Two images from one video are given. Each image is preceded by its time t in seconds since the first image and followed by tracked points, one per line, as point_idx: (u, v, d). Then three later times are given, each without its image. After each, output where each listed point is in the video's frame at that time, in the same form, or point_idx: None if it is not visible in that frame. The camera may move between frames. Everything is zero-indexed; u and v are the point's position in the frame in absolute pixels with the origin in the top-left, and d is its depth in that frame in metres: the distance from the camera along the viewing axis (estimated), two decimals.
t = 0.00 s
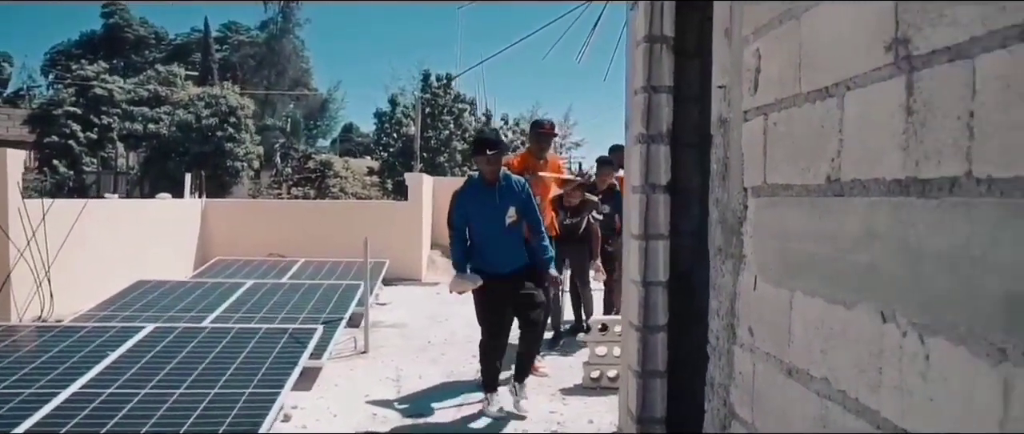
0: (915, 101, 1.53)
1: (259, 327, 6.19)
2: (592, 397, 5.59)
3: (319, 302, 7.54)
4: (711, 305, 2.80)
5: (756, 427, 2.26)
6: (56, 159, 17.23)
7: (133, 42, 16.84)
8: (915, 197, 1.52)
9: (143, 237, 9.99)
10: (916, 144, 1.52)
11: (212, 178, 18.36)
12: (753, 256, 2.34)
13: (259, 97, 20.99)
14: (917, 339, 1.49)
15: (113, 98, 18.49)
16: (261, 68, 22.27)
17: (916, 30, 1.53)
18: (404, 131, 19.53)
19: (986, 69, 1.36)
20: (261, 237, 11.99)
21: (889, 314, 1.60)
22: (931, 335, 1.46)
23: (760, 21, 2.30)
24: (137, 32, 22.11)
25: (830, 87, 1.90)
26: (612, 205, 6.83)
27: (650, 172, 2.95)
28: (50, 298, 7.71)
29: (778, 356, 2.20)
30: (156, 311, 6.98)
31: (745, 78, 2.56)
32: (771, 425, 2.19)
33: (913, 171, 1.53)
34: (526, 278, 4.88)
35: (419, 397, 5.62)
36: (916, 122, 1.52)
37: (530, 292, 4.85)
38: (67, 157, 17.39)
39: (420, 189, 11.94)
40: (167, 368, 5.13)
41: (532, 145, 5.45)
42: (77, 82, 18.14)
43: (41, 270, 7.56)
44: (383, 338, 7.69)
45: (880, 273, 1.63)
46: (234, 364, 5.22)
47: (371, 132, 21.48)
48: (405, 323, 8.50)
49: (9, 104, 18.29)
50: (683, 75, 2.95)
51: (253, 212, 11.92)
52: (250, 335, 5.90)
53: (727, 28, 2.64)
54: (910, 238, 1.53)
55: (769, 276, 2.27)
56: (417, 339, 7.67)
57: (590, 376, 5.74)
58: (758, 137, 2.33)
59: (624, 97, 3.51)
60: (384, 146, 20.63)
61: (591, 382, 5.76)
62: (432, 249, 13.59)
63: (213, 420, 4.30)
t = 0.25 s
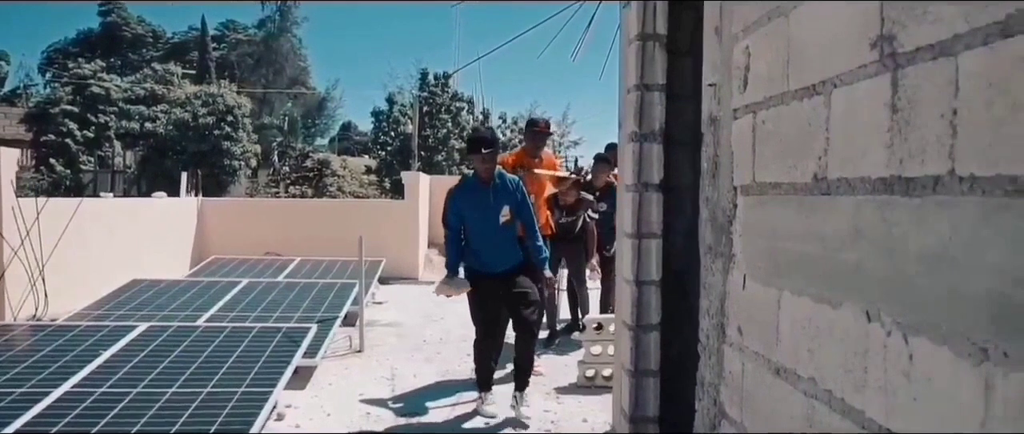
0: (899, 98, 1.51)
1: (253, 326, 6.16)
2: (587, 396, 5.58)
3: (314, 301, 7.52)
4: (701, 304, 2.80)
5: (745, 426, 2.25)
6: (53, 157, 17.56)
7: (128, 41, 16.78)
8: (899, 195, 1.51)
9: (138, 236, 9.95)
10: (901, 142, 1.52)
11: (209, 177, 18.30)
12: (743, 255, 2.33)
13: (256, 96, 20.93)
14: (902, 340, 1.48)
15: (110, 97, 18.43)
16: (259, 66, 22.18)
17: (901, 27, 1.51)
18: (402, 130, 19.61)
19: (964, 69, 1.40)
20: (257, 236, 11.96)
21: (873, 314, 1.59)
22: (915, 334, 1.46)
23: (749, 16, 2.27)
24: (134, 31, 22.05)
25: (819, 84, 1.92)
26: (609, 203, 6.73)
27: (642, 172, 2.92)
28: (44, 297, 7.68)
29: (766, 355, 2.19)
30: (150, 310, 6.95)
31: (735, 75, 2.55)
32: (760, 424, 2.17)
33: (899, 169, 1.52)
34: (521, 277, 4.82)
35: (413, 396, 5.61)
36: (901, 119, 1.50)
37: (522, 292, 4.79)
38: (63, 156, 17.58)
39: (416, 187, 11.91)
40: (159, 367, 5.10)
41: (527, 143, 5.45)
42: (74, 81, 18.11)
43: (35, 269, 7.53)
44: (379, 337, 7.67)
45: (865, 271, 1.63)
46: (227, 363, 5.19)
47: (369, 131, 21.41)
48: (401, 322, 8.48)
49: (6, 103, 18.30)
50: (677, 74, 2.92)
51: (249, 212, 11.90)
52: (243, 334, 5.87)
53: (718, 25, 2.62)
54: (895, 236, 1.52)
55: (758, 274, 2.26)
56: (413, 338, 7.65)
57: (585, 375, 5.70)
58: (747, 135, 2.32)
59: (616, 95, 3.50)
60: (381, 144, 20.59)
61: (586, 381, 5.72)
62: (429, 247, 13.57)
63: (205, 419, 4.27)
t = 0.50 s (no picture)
0: (880, 96, 1.50)
1: (246, 323, 6.14)
2: (581, 394, 5.57)
3: (309, 299, 7.51)
4: (691, 301, 2.79)
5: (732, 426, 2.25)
6: (49, 155, 17.28)
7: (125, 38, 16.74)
8: (880, 192, 1.50)
9: (133, 233, 9.92)
10: (880, 140, 1.51)
11: (206, 174, 18.28)
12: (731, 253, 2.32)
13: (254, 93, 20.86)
14: (882, 339, 1.47)
15: (107, 94, 18.39)
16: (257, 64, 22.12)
17: (882, 23, 1.50)
18: (401, 129, 19.52)
19: (947, 64, 1.35)
20: (254, 233, 11.94)
21: (855, 312, 1.59)
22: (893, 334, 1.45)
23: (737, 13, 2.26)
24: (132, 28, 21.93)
25: (802, 81, 1.89)
26: (604, 200, 6.61)
27: (634, 170, 3.26)
28: (38, 295, 7.64)
29: (752, 354, 2.17)
30: (144, 307, 6.93)
31: (722, 72, 2.53)
32: (746, 423, 2.17)
33: (879, 165, 1.51)
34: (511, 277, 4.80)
35: (407, 394, 5.59)
36: (881, 116, 1.49)
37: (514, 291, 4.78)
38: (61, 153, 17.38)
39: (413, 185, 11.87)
40: (152, 365, 5.08)
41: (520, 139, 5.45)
42: (70, 79, 18.03)
43: (29, 267, 7.49)
44: (374, 335, 7.65)
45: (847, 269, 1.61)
46: (219, 361, 5.17)
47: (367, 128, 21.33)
48: (396, 320, 8.47)
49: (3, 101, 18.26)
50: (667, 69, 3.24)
51: (245, 208, 11.89)
52: (236, 332, 5.86)
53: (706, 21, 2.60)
54: (874, 234, 1.52)
55: (744, 273, 2.25)
56: (408, 336, 7.64)
57: (579, 373, 5.71)
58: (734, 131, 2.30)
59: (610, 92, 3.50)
60: (380, 141, 20.52)
61: (580, 379, 5.74)
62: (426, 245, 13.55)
63: (195, 417, 4.25)
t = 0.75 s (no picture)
0: (867, 93, 1.47)
1: (241, 321, 6.12)
2: (577, 392, 5.57)
3: (306, 297, 7.49)
4: (683, 300, 2.79)
5: (722, 425, 2.25)
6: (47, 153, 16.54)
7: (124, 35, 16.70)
8: (867, 190, 1.49)
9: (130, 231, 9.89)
10: (867, 136, 1.49)
11: (205, 172, 18.35)
12: (723, 250, 2.32)
13: (253, 91, 20.83)
14: (868, 337, 1.46)
15: (105, 92, 18.31)
16: (257, 61, 22.05)
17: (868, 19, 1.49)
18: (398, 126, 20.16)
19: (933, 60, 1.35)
20: (251, 232, 11.90)
21: (841, 311, 1.56)
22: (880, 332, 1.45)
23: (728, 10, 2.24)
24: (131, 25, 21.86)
25: (793, 77, 1.82)
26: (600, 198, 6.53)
27: (630, 168, 3.25)
28: (34, 293, 7.62)
29: (742, 353, 2.17)
30: (140, 306, 6.91)
31: (714, 68, 2.50)
32: (734, 422, 2.16)
33: (865, 163, 1.49)
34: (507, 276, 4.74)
35: (401, 393, 5.57)
36: (868, 113, 1.47)
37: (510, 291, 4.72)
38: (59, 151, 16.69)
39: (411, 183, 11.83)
40: (146, 363, 5.06)
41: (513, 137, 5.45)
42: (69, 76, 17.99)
43: (25, 266, 7.46)
44: (370, 333, 7.63)
45: (834, 267, 1.60)
46: (213, 359, 5.14)
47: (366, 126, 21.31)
48: (393, 318, 8.46)
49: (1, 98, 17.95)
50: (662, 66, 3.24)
51: (242, 206, 11.87)
52: (231, 330, 5.84)
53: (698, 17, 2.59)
54: (861, 231, 1.50)
55: (734, 271, 2.24)
56: (404, 334, 7.62)
57: (575, 371, 5.70)
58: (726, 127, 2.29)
59: (605, 89, 3.50)
60: (379, 139, 20.51)
61: (576, 377, 5.73)
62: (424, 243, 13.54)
63: (188, 416, 4.22)
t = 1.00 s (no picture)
0: (848, 88, 1.45)
1: (236, 318, 6.12)
2: (572, 389, 5.56)
3: (302, 294, 7.48)
4: (673, 297, 2.77)
5: (709, 423, 2.24)
6: (48, 148, 16.71)
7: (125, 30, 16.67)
8: (849, 187, 1.47)
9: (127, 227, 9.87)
10: (850, 132, 1.47)
11: (204, 169, 18.39)
12: (712, 247, 2.30)
13: (254, 87, 20.81)
14: (849, 336, 1.44)
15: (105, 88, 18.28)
16: (258, 57, 22.00)
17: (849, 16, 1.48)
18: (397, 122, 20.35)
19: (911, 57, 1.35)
20: (250, 228, 11.89)
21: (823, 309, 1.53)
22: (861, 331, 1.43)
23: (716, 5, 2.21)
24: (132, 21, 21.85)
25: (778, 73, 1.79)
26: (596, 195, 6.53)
27: (623, 163, 3.25)
28: (31, 289, 7.62)
29: (729, 351, 2.15)
30: (137, 302, 6.90)
31: (703, 64, 2.48)
32: (722, 420, 2.15)
33: (847, 159, 1.47)
34: (503, 274, 4.71)
35: (396, 390, 5.57)
36: (850, 109, 1.45)
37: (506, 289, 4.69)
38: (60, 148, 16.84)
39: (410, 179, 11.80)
40: (139, 359, 5.05)
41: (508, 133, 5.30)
42: (69, 72, 17.98)
43: (22, 262, 7.46)
44: (367, 330, 7.63)
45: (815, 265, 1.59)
46: (207, 356, 5.13)
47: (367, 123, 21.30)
48: (390, 314, 8.45)
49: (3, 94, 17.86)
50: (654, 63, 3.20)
51: (241, 202, 11.85)
52: (226, 326, 5.83)
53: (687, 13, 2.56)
54: (843, 229, 1.48)
55: (722, 268, 2.22)
56: (401, 331, 7.62)
57: (571, 368, 5.69)
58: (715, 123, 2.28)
59: (599, 85, 3.47)
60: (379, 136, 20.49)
61: (571, 374, 5.72)
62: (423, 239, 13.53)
63: (180, 412, 4.20)
